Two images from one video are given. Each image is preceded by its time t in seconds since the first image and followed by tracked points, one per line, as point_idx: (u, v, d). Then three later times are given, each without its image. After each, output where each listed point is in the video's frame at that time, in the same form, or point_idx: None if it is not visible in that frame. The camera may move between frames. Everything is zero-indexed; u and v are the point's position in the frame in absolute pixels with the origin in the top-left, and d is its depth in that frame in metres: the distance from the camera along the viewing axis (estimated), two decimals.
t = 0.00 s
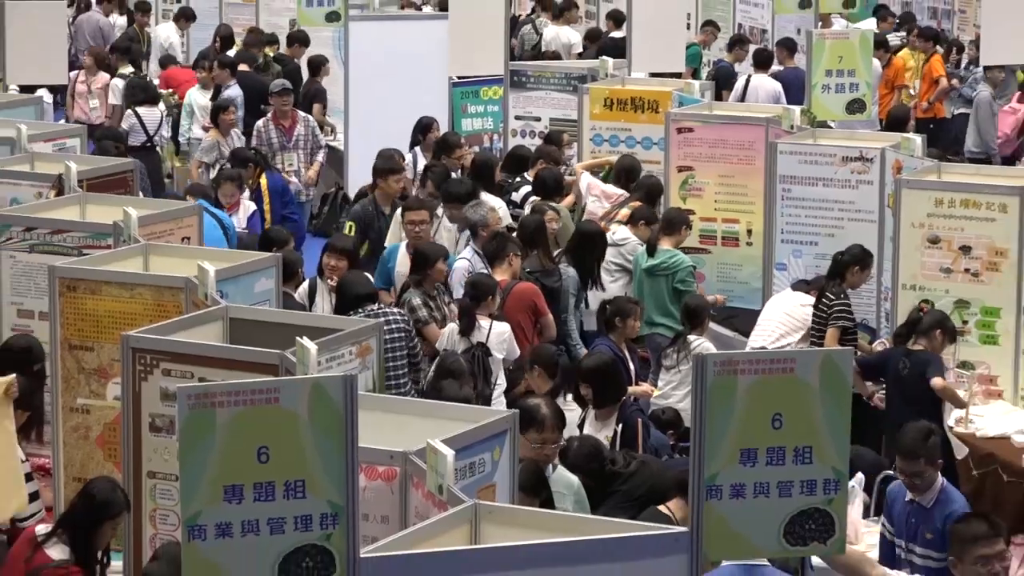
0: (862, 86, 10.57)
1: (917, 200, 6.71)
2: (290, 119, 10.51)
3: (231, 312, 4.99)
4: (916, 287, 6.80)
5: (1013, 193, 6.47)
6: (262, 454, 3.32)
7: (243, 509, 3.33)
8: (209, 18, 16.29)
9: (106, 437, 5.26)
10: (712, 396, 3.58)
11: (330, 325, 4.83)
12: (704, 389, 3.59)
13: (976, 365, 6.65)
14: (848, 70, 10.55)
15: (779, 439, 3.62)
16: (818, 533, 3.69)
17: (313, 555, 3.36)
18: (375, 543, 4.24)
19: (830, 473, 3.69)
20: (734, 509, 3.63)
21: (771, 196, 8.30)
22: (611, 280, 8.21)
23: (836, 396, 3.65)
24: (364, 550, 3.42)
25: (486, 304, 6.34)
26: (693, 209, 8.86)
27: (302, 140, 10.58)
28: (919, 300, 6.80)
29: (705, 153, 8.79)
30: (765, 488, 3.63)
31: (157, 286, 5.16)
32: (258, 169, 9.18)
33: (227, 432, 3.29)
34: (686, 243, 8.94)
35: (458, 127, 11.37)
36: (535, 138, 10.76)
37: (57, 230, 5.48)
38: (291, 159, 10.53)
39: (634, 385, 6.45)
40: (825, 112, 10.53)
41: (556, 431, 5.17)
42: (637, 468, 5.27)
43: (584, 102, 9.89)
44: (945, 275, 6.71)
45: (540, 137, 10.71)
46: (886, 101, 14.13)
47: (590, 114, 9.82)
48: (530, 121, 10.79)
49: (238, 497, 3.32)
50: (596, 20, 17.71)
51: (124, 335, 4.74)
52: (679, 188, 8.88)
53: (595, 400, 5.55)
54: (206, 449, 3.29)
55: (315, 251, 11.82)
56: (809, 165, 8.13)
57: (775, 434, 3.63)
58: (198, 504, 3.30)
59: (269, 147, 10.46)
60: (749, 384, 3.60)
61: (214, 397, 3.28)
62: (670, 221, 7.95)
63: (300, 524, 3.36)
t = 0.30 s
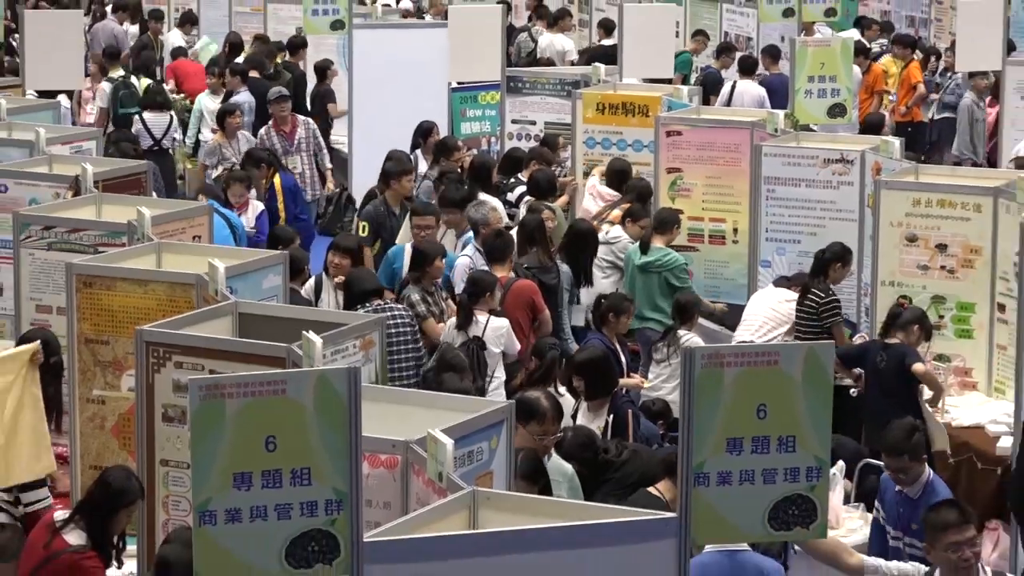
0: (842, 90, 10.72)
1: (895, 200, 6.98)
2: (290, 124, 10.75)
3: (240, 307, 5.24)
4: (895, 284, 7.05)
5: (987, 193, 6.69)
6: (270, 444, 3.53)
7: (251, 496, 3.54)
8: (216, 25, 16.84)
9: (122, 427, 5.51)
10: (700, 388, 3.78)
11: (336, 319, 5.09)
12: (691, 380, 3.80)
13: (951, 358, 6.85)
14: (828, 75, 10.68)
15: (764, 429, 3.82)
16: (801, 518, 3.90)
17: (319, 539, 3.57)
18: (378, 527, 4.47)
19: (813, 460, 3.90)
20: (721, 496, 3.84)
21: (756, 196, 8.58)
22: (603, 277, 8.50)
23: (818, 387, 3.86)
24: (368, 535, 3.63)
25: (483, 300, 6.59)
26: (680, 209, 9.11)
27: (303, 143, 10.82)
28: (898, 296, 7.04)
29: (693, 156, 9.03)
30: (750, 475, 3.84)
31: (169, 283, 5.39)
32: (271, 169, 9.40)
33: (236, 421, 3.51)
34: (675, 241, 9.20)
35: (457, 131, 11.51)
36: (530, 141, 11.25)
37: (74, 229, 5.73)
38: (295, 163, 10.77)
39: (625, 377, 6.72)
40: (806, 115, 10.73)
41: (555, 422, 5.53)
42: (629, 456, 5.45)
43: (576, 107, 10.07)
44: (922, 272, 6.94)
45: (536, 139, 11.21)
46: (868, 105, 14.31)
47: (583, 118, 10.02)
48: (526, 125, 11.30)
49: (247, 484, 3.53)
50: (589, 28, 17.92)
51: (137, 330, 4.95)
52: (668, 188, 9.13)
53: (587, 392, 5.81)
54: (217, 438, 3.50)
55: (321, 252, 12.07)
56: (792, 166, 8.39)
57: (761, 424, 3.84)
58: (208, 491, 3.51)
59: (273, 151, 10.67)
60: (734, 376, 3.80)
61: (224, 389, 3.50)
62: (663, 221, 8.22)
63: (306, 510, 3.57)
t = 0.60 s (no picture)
0: (825, 98, 10.91)
1: (876, 203, 7.22)
2: (287, 128, 10.92)
3: (249, 305, 5.50)
4: (875, 283, 7.29)
5: (963, 196, 6.95)
6: (277, 436, 3.66)
7: (259, 486, 3.66)
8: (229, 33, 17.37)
9: (135, 420, 5.76)
10: (689, 381, 3.96)
11: (340, 317, 5.33)
12: (682, 375, 3.97)
13: (929, 354, 7.09)
14: (812, 83, 10.88)
15: (750, 421, 3.98)
16: (786, 507, 4.03)
17: (323, 528, 3.69)
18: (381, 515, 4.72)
19: (797, 452, 4.05)
20: (710, 486, 3.99)
21: (742, 200, 8.84)
22: (597, 275, 8.74)
23: (801, 382, 4.02)
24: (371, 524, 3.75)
25: (482, 299, 6.83)
26: (670, 211, 9.37)
27: (301, 146, 11.00)
28: (879, 294, 7.29)
29: (682, 160, 9.30)
30: (737, 466, 3.99)
31: (180, 283, 5.63)
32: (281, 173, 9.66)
33: (245, 414, 3.65)
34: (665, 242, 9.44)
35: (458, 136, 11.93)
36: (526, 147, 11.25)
37: (89, 231, 6.00)
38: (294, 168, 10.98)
39: (617, 372, 6.97)
40: (790, 122, 10.90)
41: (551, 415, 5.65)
42: (621, 449, 5.75)
43: (570, 113, 10.30)
44: (902, 271, 7.20)
45: (531, 146, 11.22)
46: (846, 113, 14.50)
47: (577, 124, 10.25)
48: (522, 131, 11.27)
49: (255, 474, 3.65)
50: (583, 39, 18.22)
51: (151, 327, 5.22)
52: (658, 191, 9.39)
53: (582, 389, 6.07)
54: (227, 431, 3.64)
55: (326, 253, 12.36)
56: (777, 170, 8.63)
57: (746, 418, 4.00)
58: (217, 481, 3.64)
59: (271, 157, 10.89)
60: (722, 370, 3.98)
61: (233, 383, 3.65)
62: (656, 222, 8.47)
63: (312, 499, 3.69)
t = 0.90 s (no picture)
0: (808, 105, 11.14)
1: (857, 205, 7.48)
2: (292, 132, 11.15)
3: (258, 303, 5.75)
4: (857, 282, 7.55)
5: (941, 198, 7.22)
6: (284, 429, 3.86)
7: (268, 476, 3.87)
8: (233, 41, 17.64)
9: (150, 413, 6.02)
10: (679, 376, 4.18)
11: (346, 315, 5.62)
12: (671, 371, 4.20)
13: (910, 349, 7.37)
14: (796, 90, 11.11)
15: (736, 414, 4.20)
16: (772, 496, 4.26)
17: (329, 516, 3.89)
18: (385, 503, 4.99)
19: (782, 444, 4.27)
20: (699, 475, 4.21)
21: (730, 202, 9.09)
22: (590, 275, 9.04)
23: (786, 376, 4.24)
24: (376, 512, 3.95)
25: (483, 297, 7.09)
26: (660, 213, 9.63)
27: (305, 150, 11.19)
28: (861, 293, 7.55)
29: (672, 164, 9.56)
30: (725, 456, 4.22)
31: (193, 281, 5.89)
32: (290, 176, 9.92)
33: (255, 407, 3.85)
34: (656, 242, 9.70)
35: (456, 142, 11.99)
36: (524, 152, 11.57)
37: (105, 231, 6.28)
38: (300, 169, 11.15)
39: (610, 368, 7.18)
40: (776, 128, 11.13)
41: (542, 414, 5.96)
42: (613, 439, 6.00)
43: (565, 120, 10.55)
44: (882, 271, 7.46)
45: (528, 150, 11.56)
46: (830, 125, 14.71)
47: (571, 129, 10.50)
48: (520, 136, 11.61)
49: (264, 464, 3.86)
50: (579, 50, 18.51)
51: (165, 324, 5.48)
52: (649, 195, 9.66)
53: (577, 383, 6.35)
54: (237, 423, 3.84)
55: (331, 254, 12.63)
56: (763, 173, 8.91)
57: (734, 411, 4.22)
58: (229, 471, 3.84)
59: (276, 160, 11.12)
60: (710, 366, 4.20)
61: (243, 378, 3.85)
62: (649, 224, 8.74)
63: (318, 488, 3.90)
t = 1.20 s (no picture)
0: (791, 111, 11.56)
1: (837, 206, 7.73)
2: (295, 137, 11.37)
3: (262, 301, 6.01)
4: (836, 280, 7.79)
5: (917, 200, 7.49)
6: (288, 421, 4.01)
7: (272, 467, 4.00)
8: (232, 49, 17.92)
9: (157, 406, 6.26)
10: (665, 370, 4.31)
11: (347, 311, 5.87)
12: (657, 365, 4.33)
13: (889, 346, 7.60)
14: (778, 96, 11.52)
15: (721, 407, 4.35)
16: (755, 485, 4.40)
17: (331, 504, 4.04)
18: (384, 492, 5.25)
19: (764, 435, 4.41)
20: (685, 466, 4.35)
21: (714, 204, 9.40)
22: (571, 275, 9.24)
23: (768, 370, 4.38)
24: (374, 501, 4.11)
25: (479, 295, 7.36)
26: (648, 214, 9.89)
27: (307, 155, 11.38)
28: (840, 290, 7.78)
29: (660, 167, 9.83)
30: (710, 448, 4.36)
31: (200, 279, 6.15)
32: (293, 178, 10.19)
33: (259, 401, 3.99)
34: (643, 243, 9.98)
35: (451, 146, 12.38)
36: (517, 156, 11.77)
37: (116, 232, 6.55)
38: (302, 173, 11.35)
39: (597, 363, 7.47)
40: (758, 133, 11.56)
41: (532, 408, 6.30)
42: (601, 430, 6.28)
43: (557, 124, 10.85)
44: (860, 269, 7.71)
45: (521, 154, 11.74)
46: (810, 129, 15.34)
47: (564, 135, 10.79)
48: (513, 140, 11.78)
49: (268, 456, 3.99)
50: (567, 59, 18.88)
51: (172, 320, 5.74)
52: (637, 196, 9.92)
53: (567, 377, 6.62)
54: (241, 417, 3.98)
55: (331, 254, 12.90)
56: (746, 176, 9.22)
57: (718, 403, 4.36)
58: (233, 462, 3.97)
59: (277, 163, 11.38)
60: (696, 360, 4.33)
61: (247, 372, 3.98)
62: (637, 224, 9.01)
63: (320, 479, 4.05)
